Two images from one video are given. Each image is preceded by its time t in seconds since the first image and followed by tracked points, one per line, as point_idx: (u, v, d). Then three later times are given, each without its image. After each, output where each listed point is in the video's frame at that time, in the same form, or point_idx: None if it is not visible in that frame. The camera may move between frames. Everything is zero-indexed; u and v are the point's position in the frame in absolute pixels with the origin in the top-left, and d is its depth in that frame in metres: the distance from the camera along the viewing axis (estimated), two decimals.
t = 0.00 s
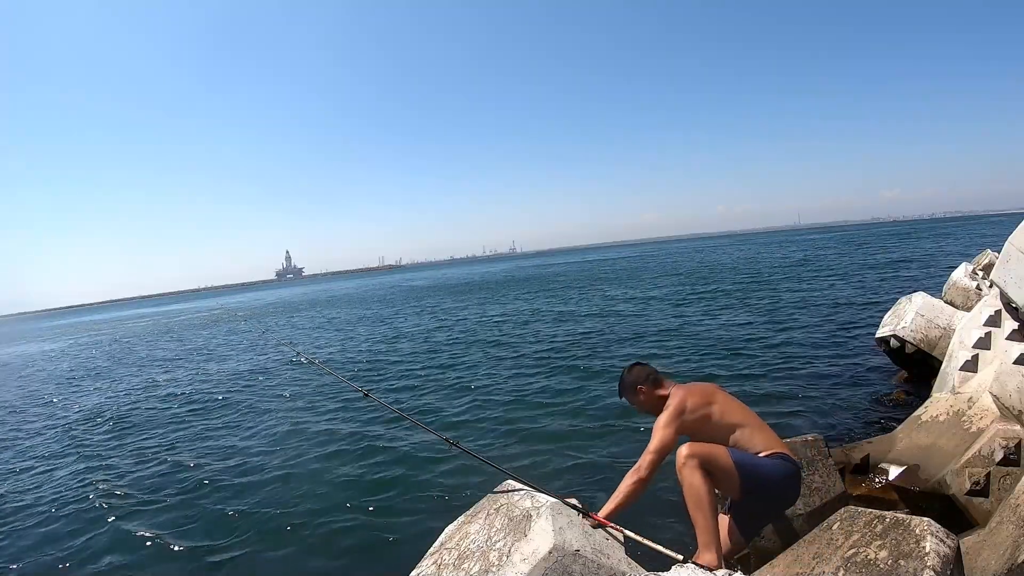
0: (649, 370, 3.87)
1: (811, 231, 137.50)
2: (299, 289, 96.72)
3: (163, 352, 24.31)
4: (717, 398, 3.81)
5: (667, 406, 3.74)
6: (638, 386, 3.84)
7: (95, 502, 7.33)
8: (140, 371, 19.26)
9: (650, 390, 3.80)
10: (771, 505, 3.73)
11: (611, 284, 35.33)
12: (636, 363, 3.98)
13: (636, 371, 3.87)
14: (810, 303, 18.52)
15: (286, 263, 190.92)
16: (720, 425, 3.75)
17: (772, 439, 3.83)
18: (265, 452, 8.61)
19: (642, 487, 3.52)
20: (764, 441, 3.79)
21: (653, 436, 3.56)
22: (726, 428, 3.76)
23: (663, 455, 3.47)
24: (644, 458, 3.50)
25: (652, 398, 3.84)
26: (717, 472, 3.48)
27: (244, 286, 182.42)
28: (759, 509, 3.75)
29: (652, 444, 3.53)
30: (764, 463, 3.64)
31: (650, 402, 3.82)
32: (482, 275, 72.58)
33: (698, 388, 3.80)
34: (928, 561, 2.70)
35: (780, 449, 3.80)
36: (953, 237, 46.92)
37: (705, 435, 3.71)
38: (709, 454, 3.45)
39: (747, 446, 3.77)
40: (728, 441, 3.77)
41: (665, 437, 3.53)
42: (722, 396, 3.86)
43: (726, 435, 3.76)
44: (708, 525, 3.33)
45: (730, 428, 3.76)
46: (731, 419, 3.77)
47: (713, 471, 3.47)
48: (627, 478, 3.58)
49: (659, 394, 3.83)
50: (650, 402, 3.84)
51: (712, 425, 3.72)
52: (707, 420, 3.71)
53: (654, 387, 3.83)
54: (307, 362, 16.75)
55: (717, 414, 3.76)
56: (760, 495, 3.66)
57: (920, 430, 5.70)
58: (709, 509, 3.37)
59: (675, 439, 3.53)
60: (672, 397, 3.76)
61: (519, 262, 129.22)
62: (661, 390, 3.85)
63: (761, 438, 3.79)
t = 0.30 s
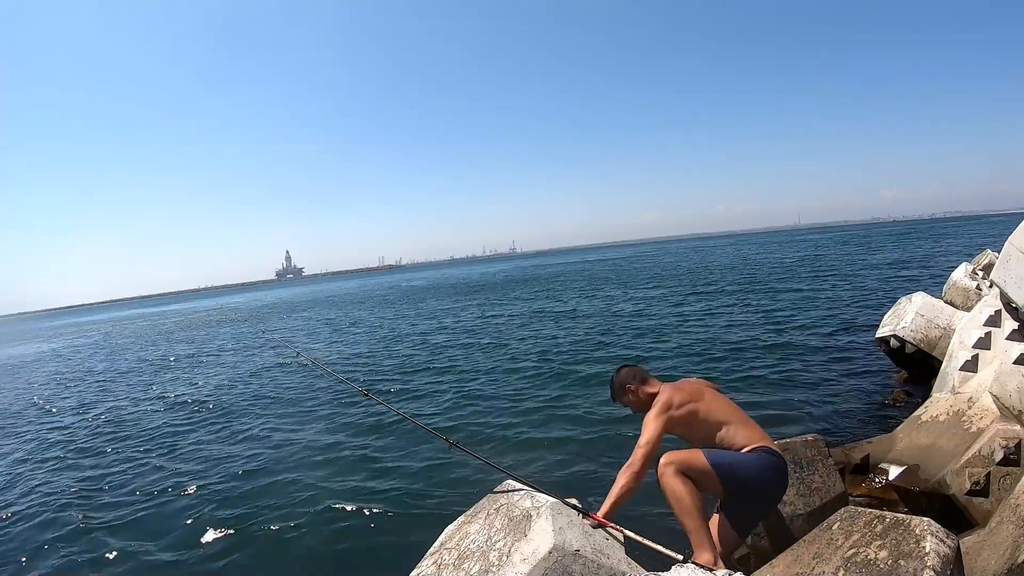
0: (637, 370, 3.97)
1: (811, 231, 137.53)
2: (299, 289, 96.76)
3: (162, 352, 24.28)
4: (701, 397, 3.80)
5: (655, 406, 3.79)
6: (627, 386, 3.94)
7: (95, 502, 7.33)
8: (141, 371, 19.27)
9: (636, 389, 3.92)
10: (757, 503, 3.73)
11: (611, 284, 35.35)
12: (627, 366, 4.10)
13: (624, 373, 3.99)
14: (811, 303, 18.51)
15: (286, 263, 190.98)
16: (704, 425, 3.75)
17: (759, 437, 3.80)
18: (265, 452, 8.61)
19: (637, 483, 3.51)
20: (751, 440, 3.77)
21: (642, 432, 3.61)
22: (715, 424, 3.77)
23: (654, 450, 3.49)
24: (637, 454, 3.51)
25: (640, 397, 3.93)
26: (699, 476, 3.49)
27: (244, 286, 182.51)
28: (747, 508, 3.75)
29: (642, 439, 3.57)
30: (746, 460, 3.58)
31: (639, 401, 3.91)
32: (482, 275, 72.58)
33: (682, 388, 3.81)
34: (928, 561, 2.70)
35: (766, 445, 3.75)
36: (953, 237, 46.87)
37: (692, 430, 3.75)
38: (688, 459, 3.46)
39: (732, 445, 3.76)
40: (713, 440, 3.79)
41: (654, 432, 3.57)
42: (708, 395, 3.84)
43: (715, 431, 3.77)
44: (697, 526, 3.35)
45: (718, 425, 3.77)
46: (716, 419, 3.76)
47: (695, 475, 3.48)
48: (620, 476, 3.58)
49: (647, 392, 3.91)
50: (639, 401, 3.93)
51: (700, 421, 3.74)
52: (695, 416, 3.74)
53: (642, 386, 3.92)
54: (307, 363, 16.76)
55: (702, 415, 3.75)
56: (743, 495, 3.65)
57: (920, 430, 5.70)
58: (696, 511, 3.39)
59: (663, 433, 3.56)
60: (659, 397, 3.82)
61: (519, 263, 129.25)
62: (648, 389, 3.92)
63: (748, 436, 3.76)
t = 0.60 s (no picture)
0: (629, 372, 3.98)
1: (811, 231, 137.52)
2: (299, 289, 96.75)
3: (162, 352, 24.28)
4: (689, 400, 3.77)
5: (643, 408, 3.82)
6: (619, 387, 3.98)
7: (95, 502, 7.33)
8: (141, 371, 19.29)
9: (627, 391, 3.94)
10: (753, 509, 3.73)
11: (611, 284, 35.36)
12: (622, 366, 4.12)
13: (616, 373, 4.03)
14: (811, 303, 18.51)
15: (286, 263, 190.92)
16: (690, 429, 3.77)
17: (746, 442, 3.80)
18: (265, 452, 8.61)
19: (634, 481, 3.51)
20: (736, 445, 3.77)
21: (636, 432, 3.63)
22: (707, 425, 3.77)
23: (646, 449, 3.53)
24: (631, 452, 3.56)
25: (632, 398, 3.96)
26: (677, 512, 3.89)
27: (244, 286, 182.32)
28: (744, 510, 3.71)
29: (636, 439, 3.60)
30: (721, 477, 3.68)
31: (630, 403, 3.94)
32: (482, 275, 72.59)
33: (672, 389, 3.82)
34: (928, 561, 2.70)
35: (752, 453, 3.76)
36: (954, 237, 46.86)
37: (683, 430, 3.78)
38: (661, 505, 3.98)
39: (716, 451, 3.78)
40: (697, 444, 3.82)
41: (646, 432, 3.61)
42: (697, 398, 3.81)
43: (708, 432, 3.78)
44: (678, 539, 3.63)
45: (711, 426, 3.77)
46: (702, 424, 3.75)
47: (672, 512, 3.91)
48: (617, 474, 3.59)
49: (638, 394, 3.93)
50: (630, 403, 3.97)
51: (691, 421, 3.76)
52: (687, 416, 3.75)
53: (633, 387, 3.94)
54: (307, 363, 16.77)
55: (687, 419, 3.76)
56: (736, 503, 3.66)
57: (920, 430, 5.70)
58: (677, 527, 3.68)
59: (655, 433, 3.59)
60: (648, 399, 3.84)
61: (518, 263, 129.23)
62: (639, 390, 3.94)
63: (732, 442, 3.77)
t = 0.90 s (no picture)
0: (630, 371, 3.98)
1: (811, 231, 137.47)
2: (299, 289, 96.78)
3: (162, 352, 24.30)
4: (689, 402, 3.77)
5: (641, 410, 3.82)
6: (619, 388, 3.99)
7: (94, 503, 7.32)
8: (141, 372, 19.29)
9: (626, 392, 3.95)
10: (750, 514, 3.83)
11: (610, 284, 35.34)
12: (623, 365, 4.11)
13: (617, 373, 4.02)
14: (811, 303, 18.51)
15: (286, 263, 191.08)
16: (686, 433, 3.76)
17: (742, 450, 3.83)
18: (265, 453, 8.60)
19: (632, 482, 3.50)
20: (732, 452, 3.80)
21: (634, 433, 3.63)
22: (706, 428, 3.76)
23: (644, 450, 3.52)
24: (629, 453, 3.55)
25: (631, 399, 3.97)
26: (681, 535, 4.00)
27: (245, 287, 182.60)
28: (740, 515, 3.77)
29: (634, 438, 3.60)
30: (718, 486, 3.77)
31: (628, 404, 3.95)
32: (482, 275, 72.58)
33: (672, 390, 3.81)
34: (928, 561, 2.69)
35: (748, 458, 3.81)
36: (953, 237, 46.88)
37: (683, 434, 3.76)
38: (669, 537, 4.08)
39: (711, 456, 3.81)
40: (693, 448, 3.83)
41: (645, 433, 3.59)
42: (695, 403, 3.78)
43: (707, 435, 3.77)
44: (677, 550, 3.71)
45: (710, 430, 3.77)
46: (700, 428, 3.73)
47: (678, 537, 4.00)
48: (616, 474, 3.58)
49: (637, 395, 3.93)
50: (629, 403, 3.98)
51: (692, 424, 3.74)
52: (687, 418, 3.74)
53: (632, 388, 3.94)
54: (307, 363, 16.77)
55: (684, 423, 3.74)
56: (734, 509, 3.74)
57: (920, 430, 5.70)
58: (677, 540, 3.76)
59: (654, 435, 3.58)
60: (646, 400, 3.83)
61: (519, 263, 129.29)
62: (639, 392, 3.94)
63: (728, 449, 3.79)
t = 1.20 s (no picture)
0: (631, 371, 3.97)
1: (811, 231, 137.42)
2: (299, 290, 96.67)
3: (163, 352, 24.33)
4: (689, 403, 3.77)
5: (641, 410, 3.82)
6: (620, 387, 3.99)
7: (93, 503, 7.31)
8: (141, 371, 19.28)
9: (626, 391, 3.96)
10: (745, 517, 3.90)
11: (611, 284, 35.35)
12: (624, 363, 4.11)
13: (618, 372, 4.02)
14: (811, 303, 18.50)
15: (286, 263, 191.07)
16: (682, 436, 3.77)
17: (737, 456, 3.86)
18: (265, 453, 8.59)
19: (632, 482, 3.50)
20: (727, 457, 3.84)
21: (634, 433, 3.62)
22: (706, 430, 3.78)
23: (644, 451, 3.53)
24: (629, 453, 3.55)
25: (631, 398, 3.97)
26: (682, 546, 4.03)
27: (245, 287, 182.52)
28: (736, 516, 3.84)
29: (634, 439, 3.59)
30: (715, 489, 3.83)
31: (628, 402, 3.96)
32: (482, 274, 72.57)
33: (672, 391, 3.81)
34: (928, 561, 2.69)
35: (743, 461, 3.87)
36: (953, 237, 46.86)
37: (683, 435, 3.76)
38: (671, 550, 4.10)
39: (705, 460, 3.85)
40: (689, 451, 3.85)
41: (645, 434, 3.60)
42: (695, 406, 3.77)
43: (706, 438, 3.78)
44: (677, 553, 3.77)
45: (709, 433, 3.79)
46: (699, 430, 3.75)
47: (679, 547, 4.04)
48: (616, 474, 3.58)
49: (637, 395, 3.93)
50: (629, 402, 3.98)
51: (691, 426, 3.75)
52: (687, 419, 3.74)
53: (632, 388, 3.94)
54: (307, 363, 16.76)
55: (682, 426, 3.75)
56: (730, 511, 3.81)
57: (920, 430, 5.70)
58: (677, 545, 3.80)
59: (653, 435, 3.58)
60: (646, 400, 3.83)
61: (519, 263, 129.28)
62: (639, 391, 3.94)
63: (724, 455, 3.82)
